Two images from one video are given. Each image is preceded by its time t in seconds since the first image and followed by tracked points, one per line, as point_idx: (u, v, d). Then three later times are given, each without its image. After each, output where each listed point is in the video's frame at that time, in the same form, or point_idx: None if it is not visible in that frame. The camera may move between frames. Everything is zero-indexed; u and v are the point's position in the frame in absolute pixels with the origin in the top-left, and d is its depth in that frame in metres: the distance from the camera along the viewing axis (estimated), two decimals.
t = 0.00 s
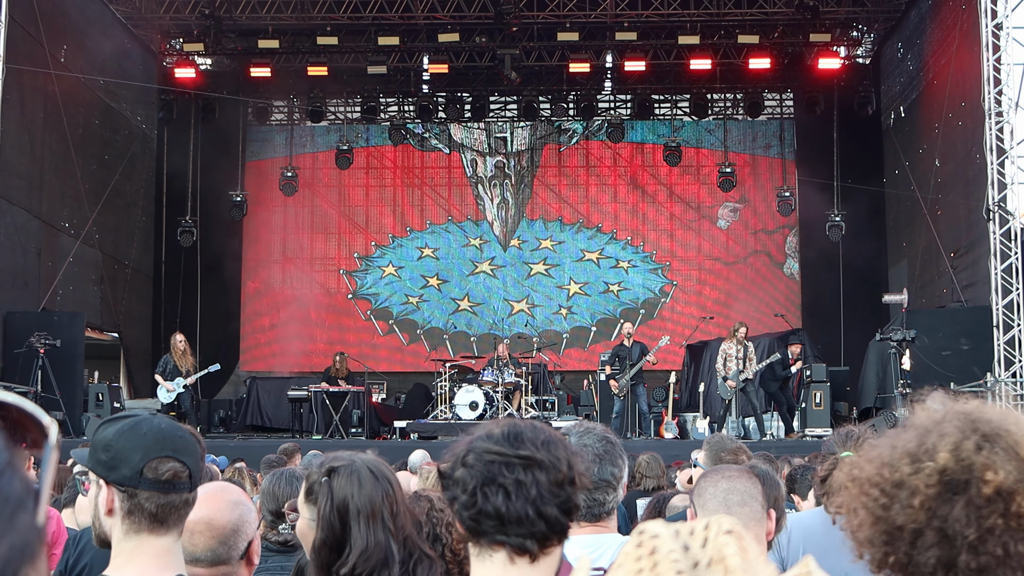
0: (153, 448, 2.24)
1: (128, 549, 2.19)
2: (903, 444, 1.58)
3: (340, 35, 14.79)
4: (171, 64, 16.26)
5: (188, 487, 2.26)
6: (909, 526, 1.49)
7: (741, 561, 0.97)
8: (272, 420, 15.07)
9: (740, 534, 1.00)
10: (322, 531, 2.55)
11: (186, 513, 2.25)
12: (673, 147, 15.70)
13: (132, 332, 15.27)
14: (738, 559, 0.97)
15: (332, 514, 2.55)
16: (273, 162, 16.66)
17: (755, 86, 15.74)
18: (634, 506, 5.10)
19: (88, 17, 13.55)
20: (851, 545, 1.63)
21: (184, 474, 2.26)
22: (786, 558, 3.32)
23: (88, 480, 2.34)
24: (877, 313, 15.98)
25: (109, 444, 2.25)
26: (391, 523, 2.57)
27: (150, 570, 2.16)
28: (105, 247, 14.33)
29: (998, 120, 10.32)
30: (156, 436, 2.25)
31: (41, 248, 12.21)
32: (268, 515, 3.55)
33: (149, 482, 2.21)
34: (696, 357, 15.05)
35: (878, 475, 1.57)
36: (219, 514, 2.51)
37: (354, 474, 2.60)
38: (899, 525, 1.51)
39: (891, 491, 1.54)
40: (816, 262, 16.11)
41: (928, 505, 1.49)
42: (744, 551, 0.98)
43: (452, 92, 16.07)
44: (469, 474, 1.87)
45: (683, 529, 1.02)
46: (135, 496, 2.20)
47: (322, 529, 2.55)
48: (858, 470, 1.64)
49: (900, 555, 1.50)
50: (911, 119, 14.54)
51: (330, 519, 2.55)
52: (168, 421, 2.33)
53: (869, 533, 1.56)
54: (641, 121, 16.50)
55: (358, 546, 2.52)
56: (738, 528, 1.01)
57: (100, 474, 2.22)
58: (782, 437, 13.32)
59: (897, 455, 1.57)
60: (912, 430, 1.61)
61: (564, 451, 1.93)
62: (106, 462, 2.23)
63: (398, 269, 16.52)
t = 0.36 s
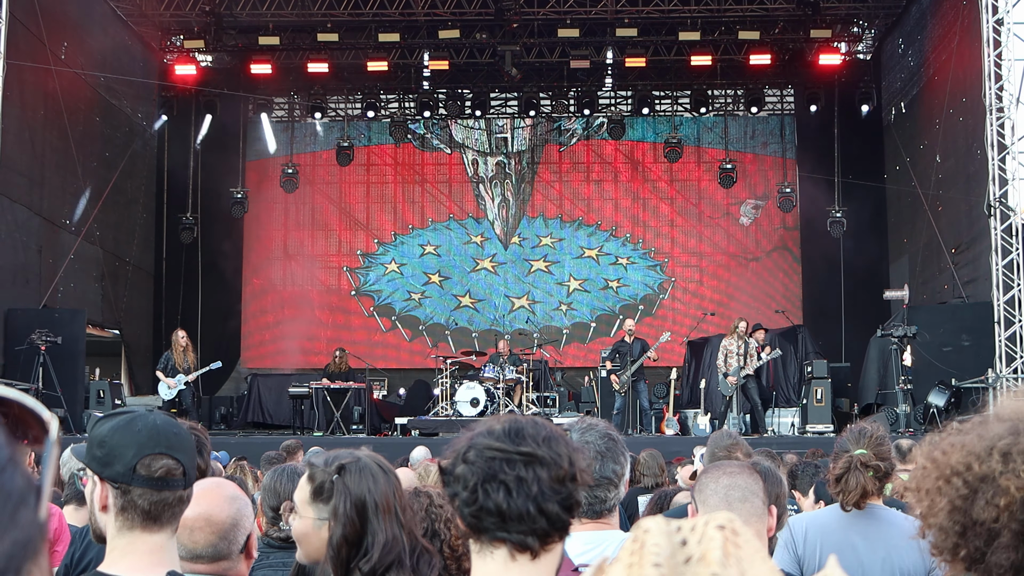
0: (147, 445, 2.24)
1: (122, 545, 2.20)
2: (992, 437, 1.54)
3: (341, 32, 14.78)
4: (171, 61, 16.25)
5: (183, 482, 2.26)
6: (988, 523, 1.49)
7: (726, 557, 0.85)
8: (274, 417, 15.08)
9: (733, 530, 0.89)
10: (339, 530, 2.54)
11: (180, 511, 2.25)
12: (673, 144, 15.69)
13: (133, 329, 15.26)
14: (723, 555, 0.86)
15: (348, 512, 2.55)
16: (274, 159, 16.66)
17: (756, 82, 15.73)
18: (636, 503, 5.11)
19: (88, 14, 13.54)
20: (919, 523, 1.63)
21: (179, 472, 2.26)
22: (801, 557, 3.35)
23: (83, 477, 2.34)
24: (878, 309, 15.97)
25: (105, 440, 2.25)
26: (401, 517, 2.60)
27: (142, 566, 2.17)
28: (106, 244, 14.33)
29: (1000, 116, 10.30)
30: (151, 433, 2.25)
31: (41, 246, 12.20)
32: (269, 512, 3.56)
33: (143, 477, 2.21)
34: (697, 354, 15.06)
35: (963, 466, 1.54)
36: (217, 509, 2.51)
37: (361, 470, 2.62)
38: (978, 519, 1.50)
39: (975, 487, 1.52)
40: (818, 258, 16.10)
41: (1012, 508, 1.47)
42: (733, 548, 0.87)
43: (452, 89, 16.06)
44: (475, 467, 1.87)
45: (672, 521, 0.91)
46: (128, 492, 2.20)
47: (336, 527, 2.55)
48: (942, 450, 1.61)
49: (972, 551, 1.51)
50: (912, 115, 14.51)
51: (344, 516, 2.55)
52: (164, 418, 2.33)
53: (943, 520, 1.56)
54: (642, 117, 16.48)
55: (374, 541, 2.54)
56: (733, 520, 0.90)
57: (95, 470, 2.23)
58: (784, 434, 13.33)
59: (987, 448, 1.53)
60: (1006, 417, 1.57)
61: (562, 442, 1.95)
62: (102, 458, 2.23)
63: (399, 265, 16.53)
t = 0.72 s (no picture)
0: (133, 446, 2.25)
1: (109, 547, 2.21)
2: (952, 434, 1.58)
3: (341, 32, 14.76)
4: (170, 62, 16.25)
5: (169, 484, 2.27)
6: (942, 516, 1.53)
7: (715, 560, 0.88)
8: (273, 417, 15.09)
9: (726, 530, 0.92)
10: (346, 530, 2.55)
11: (166, 513, 2.26)
12: (672, 144, 15.70)
13: (133, 330, 15.27)
14: (713, 556, 0.89)
15: (355, 513, 2.57)
16: (273, 159, 16.65)
17: (755, 82, 15.73)
18: (634, 503, 5.12)
19: (88, 14, 13.54)
20: (889, 521, 1.67)
21: (164, 472, 2.26)
22: (802, 557, 3.35)
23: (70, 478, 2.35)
24: (877, 309, 15.98)
25: (89, 442, 2.25)
26: (402, 518, 2.63)
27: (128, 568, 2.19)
28: (106, 245, 14.33)
29: (999, 117, 10.29)
30: (136, 435, 2.25)
31: (41, 247, 12.22)
32: (268, 513, 3.56)
33: (127, 480, 2.22)
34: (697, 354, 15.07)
35: (923, 460, 1.58)
36: (216, 509, 2.51)
37: (365, 472, 2.63)
38: (934, 513, 1.54)
39: (934, 481, 1.56)
40: (817, 259, 16.11)
41: (966, 501, 1.50)
42: (725, 549, 0.90)
43: (452, 89, 16.04)
44: (479, 468, 1.87)
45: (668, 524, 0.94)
46: (114, 494, 2.21)
47: (343, 527, 2.55)
48: (908, 447, 1.65)
49: (930, 542, 1.55)
50: (912, 116, 14.51)
51: (350, 516, 2.56)
52: (149, 419, 2.33)
53: (905, 515, 1.60)
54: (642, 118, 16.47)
55: (378, 541, 2.56)
56: (726, 521, 0.93)
57: (80, 472, 2.23)
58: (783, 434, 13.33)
59: (947, 443, 1.57)
60: (975, 417, 1.60)
61: (561, 440, 1.95)
62: (86, 460, 2.24)
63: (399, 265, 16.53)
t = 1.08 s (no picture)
0: (118, 447, 2.25)
1: (96, 548, 2.21)
2: (841, 427, 1.66)
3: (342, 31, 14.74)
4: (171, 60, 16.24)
5: (156, 485, 2.27)
6: (835, 504, 1.57)
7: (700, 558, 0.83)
8: (273, 416, 15.10)
9: (716, 526, 0.86)
10: (333, 536, 2.54)
11: (153, 514, 2.25)
12: (673, 143, 15.70)
13: (133, 329, 15.27)
14: (698, 552, 0.84)
15: (341, 518, 2.56)
16: (274, 158, 16.65)
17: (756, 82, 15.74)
18: (633, 501, 5.12)
19: (88, 13, 13.53)
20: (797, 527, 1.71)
21: (150, 473, 2.27)
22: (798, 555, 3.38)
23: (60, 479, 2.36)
24: (877, 308, 15.98)
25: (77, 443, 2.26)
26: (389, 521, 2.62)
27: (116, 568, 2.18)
28: (106, 243, 14.34)
29: (999, 116, 10.28)
30: (120, 435, 2.27)
31: (41, 245, 12.21)
32: (269, 510, 3.57)
33: (113, 481, 2.22)
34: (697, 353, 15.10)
35: (815, 455, 1.65)
36: (217, 507, 2.51)
37: (352, 476, 2.63)
38: (827, 503, 1.59)
39: (825, 472, 1.62)
40: (816, 258, 16.11)
41: (855, 485, 1.56)
42: (714, 545, 0.85)
43: (452, 88, 16.03)
44: (483, 463, 1.87)
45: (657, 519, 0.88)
46: (100, 495, 2.20)
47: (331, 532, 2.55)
48: (806, 450, 1.72)
49: (828, 534, 1.59)
50: (912, 115, 14.52)
51: (336, 521, 2.55)
52: (136, 420, 2.34)
53: (804, 515, 1.64)
54: (641, 117, 16.46)
55: (366, 545, 2.55)
56: (718, 517, 0.88)
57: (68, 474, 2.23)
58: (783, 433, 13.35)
59: (835, 434, 1.65)
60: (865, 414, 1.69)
61: (563, 436, 1.95)
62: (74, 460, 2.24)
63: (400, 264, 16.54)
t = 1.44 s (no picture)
0: (118, 446, 2.26)
1: (96, 548, 2.20)
2: (794, 451, 1.65)
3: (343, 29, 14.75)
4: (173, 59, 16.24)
5: (156, 484, 2.28)
6: (797, 537, 1.58)
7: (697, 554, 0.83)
8: (273, 414, 15.13)
9: (715, 525, 0.85)
10: (272, 564, 2.29)
11: (153, 513, 2.26)
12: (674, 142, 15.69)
13: (134, 327, 15.27)
14: (696, 550, 0.83)
15: (281, 544, 2.30)
16: (275, 157, 16.66)
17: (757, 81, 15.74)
18: (634, 500, 5.13)
19: (90, 11, 13.53)
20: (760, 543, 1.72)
21: (150, 472, 2.27)
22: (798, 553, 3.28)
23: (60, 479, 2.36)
24: (877, 307, 15.97)
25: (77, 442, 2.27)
26: (336, 542, 2.37)
27: (116, 568, 2.18)
28: (107, 242, 14.35)
29: (1000, 115, 10.29)
30: (122, 435, 2.26)
31: (42, 244, 12.22)
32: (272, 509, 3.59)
33: (113, 480, 2.22)
34: (698, 353, 15.11)
35: (772, 483, 1.64)
36: (219, 504, 2.51)
37: (292, 500, 2.35)
38: (789, 538, 1.60)
39: (783, 500, 1.62)
40: (817, 257, 16.11)
41: (814, 518, 1.57)
42: (712, 543, 0.84)
43: (454, 86, 16.04)
44: (484, 464, 1.87)
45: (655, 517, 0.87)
46: (100, 495, 2.21)
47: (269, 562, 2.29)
48: (764, 467, 1.71)
49: (792, 567, 1.59)
50: (913, 114, 14.51)
51: (277, 550, 2.30)
52: (137, 419, 2.34)
53: (766, 542, 1.65)
54: (643, 116, 16.46)
55: (311, 571, 2.32)
56: (717, 514, 0.87)
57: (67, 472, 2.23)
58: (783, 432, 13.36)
59: (790, 461, 1.64)
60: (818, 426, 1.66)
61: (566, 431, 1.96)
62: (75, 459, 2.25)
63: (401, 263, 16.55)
